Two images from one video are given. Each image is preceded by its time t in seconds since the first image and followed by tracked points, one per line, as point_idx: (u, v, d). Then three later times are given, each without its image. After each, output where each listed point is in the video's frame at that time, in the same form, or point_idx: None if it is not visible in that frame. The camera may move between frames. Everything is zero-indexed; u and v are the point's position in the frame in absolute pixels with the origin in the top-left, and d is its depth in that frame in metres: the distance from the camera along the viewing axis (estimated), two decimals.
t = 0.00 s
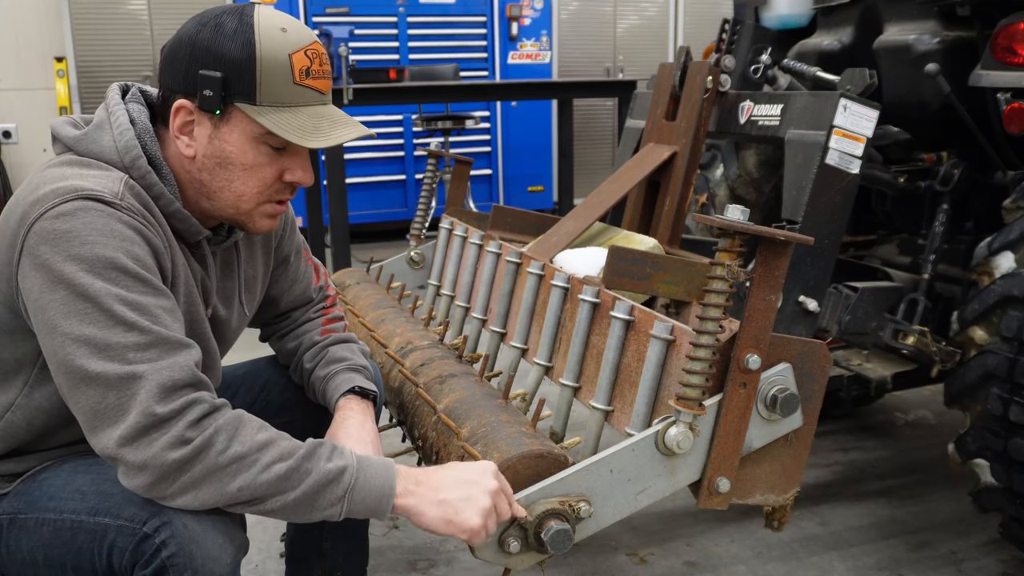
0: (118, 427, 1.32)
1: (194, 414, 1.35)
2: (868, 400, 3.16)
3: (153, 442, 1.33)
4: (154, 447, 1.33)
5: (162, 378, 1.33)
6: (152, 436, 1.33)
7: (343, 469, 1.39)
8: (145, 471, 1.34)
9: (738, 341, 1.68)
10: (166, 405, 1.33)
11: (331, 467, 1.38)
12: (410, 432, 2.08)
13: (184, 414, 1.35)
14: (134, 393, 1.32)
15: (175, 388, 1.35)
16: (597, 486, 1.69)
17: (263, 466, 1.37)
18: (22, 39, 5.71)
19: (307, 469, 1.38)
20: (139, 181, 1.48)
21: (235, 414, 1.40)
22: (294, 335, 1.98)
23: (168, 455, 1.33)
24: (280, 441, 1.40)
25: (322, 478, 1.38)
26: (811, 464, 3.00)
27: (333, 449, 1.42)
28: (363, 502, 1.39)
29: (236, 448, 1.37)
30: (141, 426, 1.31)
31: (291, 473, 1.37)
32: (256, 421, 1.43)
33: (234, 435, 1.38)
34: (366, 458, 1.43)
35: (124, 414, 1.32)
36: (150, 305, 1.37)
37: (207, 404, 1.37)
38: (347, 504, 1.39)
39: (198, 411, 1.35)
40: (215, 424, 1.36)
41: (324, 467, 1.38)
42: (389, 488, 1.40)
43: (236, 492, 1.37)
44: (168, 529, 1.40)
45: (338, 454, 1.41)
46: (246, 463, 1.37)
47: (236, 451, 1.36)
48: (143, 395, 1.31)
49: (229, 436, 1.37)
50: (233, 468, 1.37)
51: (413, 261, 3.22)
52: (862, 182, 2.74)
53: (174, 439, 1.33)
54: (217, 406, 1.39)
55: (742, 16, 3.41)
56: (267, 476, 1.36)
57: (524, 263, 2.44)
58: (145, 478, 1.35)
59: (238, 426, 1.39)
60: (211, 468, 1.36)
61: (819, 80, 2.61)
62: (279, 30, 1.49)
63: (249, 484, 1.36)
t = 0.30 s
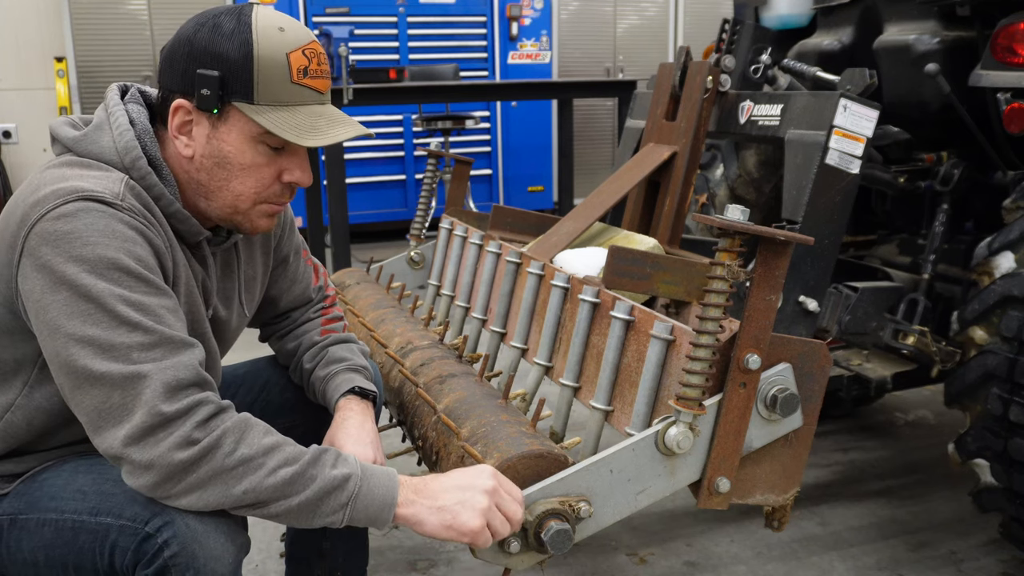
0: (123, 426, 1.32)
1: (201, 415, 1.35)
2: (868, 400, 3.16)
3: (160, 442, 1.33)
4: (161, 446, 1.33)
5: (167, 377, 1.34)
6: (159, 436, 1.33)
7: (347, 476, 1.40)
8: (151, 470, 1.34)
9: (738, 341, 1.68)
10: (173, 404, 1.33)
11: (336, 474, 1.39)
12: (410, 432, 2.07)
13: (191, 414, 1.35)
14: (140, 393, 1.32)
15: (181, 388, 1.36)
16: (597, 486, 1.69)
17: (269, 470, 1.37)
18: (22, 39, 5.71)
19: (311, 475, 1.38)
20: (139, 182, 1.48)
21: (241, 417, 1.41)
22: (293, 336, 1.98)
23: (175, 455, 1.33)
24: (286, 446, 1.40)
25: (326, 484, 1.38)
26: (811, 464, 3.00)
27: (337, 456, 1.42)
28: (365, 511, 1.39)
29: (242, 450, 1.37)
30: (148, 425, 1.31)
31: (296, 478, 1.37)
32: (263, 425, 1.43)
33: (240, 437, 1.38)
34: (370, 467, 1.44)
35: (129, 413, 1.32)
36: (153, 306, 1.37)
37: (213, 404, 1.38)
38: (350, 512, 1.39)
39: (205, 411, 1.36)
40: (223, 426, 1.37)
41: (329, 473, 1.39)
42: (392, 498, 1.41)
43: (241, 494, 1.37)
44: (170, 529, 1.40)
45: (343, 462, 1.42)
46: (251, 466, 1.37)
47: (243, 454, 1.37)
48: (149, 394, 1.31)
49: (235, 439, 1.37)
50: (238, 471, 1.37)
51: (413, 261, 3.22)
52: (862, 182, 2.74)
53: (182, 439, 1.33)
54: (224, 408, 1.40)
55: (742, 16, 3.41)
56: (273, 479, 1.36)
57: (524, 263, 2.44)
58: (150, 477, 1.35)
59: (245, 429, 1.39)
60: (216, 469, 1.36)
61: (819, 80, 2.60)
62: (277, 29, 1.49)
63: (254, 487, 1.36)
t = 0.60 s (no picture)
0: (132, 423, 1.32)
1: (211, 411, 1.36)
2: (868, 400, 3.16)
3: (169, 438, 1.33)
4: (170, 442, 1.33)
5: (176, 375, 1.34)
6: (168, 432, 1.33)
7: (354, 471, 1.40)
8: (160, 466, 1.34)
9: (738, 341, 1.68)
10: (182, 401, 1.34)
11: (342, 469, 1.39)
12: (410, 432, 2.07)
13: (200, 411, 1.35)
14: (149, 390, 1.32)
15: (189, 385, 1.36)
16: (597, 486, 1.69)
17: (277, 465, 1.37)
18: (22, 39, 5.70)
19: (319, 470, 1.38)
20: (143, 182, 1.48)
21: (249, 414, 1.41)
22: (294, 335, 1.98)
23: (185, 450, 1.33)
24: (293, 442, 1.40)
25: (333, 479, 1.38)
26: (812, 464, 3.00)
27: (343, 452, 1.43)
28: (372, 506, 1.39)
29: (251, 446, 1.37)
30: (157, 421, 1.31)
31: (303, 473, 1.37)
32: (270, 422, 1.43)
33: (249, 433, 1.38)
34: (376, 463, 1.44)
35: (138, 410, 1.32)
36: (159, 304, 1.37)
37: (222, 401, 1.38)
38: (357, 506, 1.39)
39: (214, 407, 1.36)
40: (231, 421, 1.37)
41: (335, 469, 1.39)
42: (397, 493, 1.41)
43: (249, 488, 1.36)
44: (175, 527, 1.40)
45: (349, 458, 1.42)
46: (259, 461, 1.37)
47: (251, 449, 1.37)
48: (159, 391, 1.32)
49: (244, 435, 1.37)
50: (246, 466, 1.37)
51: (413, 261, 3.22)
52: (862, 182, 2.74)
53: (191, 435, 1.33)
54: (232, 404, 1.40)
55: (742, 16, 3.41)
56: (281, 474, 1.36)
57: (524, 263, 2.44)
58: (159, 472, 1.35)
59: (253, 425, 1.40)
60: (225, 465, 1.36)
61: (819, 80, 2.60)
62: (266, 20, 1.48)
63: (262, 482, 1.36)
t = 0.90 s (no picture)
0: (137, 421, 1.32)
1: (215, 408, 1.36)
2: (868, 400, 3.16)
3: (174, 435, 1.33)
4: (175, 439, 1.33)
5: (179, 373, 1.34)
6: (173, 429, 1.33)
7: (359, 471, 1.40)
8: (165, 463, 1.34)
9: (738, 341, 1.68)
10: (187, 398, 1.34)
11: (348, 468, 1.39)
12: (410, 432, 2.07)
13: (204, 408, 1.35)
14: (153, 388, 1.32)
15: (193, 382, 1.36)
16: (597, 486, 1.69)
17: (281, 463, 1.37)
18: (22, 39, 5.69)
19: (323, 469, 1.38)
20: (144, 182, 1.48)
21: (254, 410, 1.41)
22: (294, 335, 1.98)
23: (190, 447, 1.33)
24: (298, 439, 1.40)
25: (338, 478, 1.38)
26: (812, 464, 3.00)
27: (349, 449, 1.42)
28: (376, 506, 1.39)
29: (255, 443, 1.37)
30: (162, 419, 1.31)
31: (308, 471, 1.37)
32: (274, 418, 1.43)
33: (253, 430, 1.38)
34: (381, 460, 1.44)
35: (142, 408, 1.32)
36: (163, 303, 1.37)
37: (226, 398, 1.38)
38: (361, 505, 1.39)
39: (219, 404, 1.36)
40: (236, 418, 1.37)
41: (340, 468, 1.39)
42: (401, 491, 1.41)
43: (253, 486, 1.36)
44: (180, 524, 1.41)
45: (355, 456, 1.42)
46: (264, 459, 1.37)
47: (255, 447, 1.37)
48: (163, 389, 1.32)
49: (248, 432, 1.37)
50: (251, 463, 1.37)
51: (413, 261, 3.22)
52: (862, 182, 2.74)
53: (196, 432, 1.33)
54: (236, 401, 1.40)
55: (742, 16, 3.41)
56: (285, 472, 1.36)
57: (524, 263, 2.44)
58: (165, 469, 1.35)
59: (258, 422, 1.40)
60: (230, 461, 1.36)
61: (819, 80, 2.60)
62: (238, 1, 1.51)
63: (267, 479, 1.36)
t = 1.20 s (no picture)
0: (135, 423, 1.32)
1: (213, 409, 1.36)
2: (868, 400, 3.16)
3: (172, 438, 1.33)
4: (174, 441, 1.33)
5: (178, 374, 1.34)
6: (172, 431, 1.33)
7: (358, 473, 1.40)
8: (163, 465, 1.34)
9: (738, 341, 1.68)
10: (185, 400, 1.34)
11: (347, 470, 1.39)
12: (410, 432, 2.07)
13: (203, 409, 1.35)
14: (151, 389, 1.32)
15: (192, 384, 1.36)
16: (597, 487, 1.69)
17: (280, 464, 1.37)
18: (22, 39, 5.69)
19: (322, 471, 1.38)
20: (143, 181, 1.48)
21: (252, 411, 1.41)
22: (294, 335, 1.98)
23: (188, 449, 1.33)
24: (296, 441, 1.40)
25: (337, 480, 1.38)
26: (812, 464, 3.00)
27: (348, 451, 1.42)
28: (375, 507, 1.39)
29: (253, 445, 1.37)
30: (160, 421, 1.31)
31: (307, 474, 1.37)
32: (274, 419, 1.43)
33: (252, 432, 1.38)
34: (380, 461, 1.44)
35: (141, 410, 1.32)
36: (162, 303, 1.38)
37: (225, 399, 1.38)
38: (359, 507, 1.39)
39: (217, 406, 1.36)
40: (235, 420, 1.37)
41: (340, 470, 1.39)
42: (401, 493, 1.41)
43: (252, 488, 1.36)
44: (179, 525, 1.41)
45: (354, 458, 1.42)
46: (262, 460, 1.37)
47: (254, 448, 1.37)
48: (161, 390, 1.31)
49: (247, 433, 1.37)
50: (250, 465, 1.37)
51: (413, 261, 3.22)
52: (862, 182, 2.74)
53: (195, 433, 1.33)
54: (235, 402, 1.40)
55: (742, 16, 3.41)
56: (283, 474, 1.36)
57: (524, 263, 2.44)
58: (163, 471, 1.35)
59: (257, 424, 1.40)
60: (228, 463, 1.36)
61: (819, 81, 2.60)
62: None
63: (265, 481, 1.36)
